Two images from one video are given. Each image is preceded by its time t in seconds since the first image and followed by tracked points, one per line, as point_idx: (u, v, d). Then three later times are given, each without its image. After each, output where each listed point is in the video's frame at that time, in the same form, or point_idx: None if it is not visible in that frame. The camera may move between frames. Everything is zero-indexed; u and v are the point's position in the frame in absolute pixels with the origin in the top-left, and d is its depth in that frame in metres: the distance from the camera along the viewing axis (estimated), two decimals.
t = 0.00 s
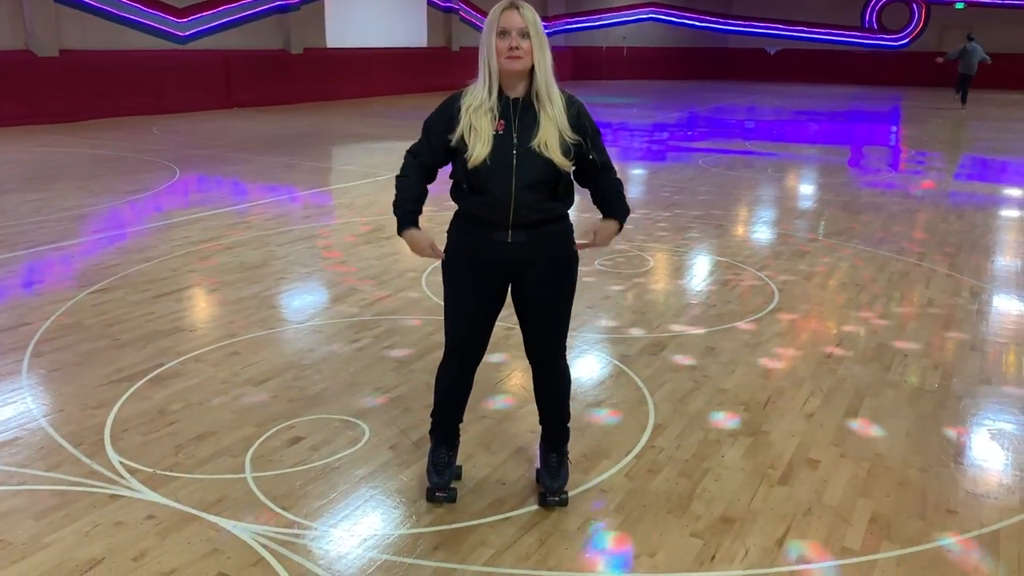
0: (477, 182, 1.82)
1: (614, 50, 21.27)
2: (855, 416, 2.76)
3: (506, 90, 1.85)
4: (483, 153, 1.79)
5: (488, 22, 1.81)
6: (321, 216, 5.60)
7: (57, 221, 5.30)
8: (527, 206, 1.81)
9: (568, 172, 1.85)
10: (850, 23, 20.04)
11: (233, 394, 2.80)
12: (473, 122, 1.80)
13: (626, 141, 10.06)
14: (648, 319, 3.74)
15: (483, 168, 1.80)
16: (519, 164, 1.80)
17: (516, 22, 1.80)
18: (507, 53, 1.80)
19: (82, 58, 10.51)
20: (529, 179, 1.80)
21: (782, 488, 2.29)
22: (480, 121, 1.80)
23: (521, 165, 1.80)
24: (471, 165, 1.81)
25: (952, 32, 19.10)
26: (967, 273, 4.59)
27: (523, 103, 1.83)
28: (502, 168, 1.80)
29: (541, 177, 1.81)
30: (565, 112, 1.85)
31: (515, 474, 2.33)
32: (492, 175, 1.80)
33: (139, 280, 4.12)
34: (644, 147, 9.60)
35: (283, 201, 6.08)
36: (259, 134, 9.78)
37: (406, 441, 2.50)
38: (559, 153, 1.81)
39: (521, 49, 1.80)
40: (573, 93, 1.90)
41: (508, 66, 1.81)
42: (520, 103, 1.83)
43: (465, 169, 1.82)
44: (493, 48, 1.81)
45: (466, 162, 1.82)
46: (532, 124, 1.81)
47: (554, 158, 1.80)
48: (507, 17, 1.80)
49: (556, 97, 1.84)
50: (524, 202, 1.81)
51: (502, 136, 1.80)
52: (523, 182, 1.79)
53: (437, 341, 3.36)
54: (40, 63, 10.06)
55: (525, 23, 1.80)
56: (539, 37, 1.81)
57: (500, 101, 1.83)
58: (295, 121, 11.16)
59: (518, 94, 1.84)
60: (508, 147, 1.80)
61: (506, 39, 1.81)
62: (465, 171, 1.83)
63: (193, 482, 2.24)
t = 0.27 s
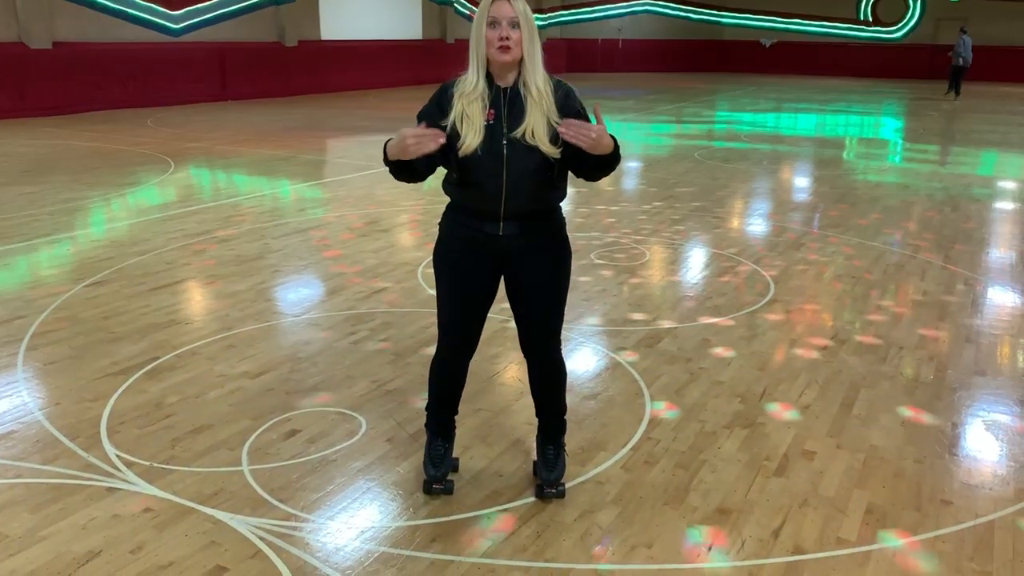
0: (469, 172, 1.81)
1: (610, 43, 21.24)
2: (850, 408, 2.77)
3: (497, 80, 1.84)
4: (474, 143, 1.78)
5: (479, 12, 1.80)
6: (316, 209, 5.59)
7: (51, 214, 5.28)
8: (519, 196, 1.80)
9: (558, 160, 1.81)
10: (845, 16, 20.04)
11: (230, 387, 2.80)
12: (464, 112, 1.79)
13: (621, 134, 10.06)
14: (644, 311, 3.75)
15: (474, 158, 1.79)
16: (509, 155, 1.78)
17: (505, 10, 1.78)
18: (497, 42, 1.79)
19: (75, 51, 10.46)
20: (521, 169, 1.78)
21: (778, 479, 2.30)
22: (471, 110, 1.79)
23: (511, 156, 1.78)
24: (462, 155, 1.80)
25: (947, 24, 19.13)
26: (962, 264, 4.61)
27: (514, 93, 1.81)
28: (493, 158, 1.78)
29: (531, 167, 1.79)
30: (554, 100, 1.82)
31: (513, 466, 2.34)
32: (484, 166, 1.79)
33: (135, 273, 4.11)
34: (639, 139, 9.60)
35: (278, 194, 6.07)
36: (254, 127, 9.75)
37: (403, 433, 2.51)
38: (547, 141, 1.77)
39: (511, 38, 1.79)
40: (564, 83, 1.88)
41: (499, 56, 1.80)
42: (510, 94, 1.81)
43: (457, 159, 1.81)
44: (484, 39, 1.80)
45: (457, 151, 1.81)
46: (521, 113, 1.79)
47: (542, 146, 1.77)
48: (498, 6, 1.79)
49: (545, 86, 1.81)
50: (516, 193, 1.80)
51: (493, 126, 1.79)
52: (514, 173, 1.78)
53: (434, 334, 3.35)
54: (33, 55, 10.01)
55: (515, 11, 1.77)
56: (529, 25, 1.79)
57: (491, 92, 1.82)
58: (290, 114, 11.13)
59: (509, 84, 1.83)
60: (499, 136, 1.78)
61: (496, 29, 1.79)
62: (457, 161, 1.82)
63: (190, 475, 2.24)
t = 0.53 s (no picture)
0: (463, 186, 1.82)
1: (606, 38, 21.22)
2: (846, 402, 2.78)
3: (491, 97, 1.85)
4: (469, 158, 1.79)
5: (473, 29, 1.80)
6: (313, 204, 5.59)
7: (47, 208, 5.26)
8: (514, 209, 1.82)
9: (551, 177, 1.84)
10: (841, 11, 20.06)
11: (227, 382, 2.79)
12: (458, 128, 1.80)
13: (617, 129, 10.05)
14: (641, 306, 3.75)
15: (468, 174, 1.81)
16: (503, 171, 1.80)
17: (500, 28, 1.79)
18: (491, 60, 1.79)
19: (70, 45, 10.41)
20: (515, 184, 1.80)
21: (774, 474, 2.31)
22: (465, 125, 1.79)
23: (506, 171, 1.80)
24: (457, 170, 1.81)
25: (942, 20, 19.16)
26: (957, 259, 4.62)
27: (508, 109, 1.82)
28: (487, 173, 1.80)
29: (526, 183, 1.81)
30: (548, 117, 1.84)
31: (510, 461, 2.34)
32: (478, 180, 1.81)
33: (131, 268, 4.10)
34: (635, 134, 9.60)
35: (274, 189, 6.05)
36: (249, 122, 9.72)
37: (401, 428, 2.51)
38: (541, 159, 1.80)
39: (505, 57, 1.79)
40: (558, 97, 1.89)
41: (493, 74, 1.80)
42: (504, 110, 1.82)
43: (452, 174, 1.82)
44: (478, 55, 1.80)
45: (451, 166, 1.82)
46: (515, 130, 1.80)
47: (536, 164, 1.80)
48: (492, 23, 1.79)
49: (540, 103, 1.83)
50: (511, 206, 1.82)
51: (487, 142, 1.80)
52: (509, 188, 1.80)
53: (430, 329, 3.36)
54: (27, 49, 9.97)
55: (510, 30, 1.79)
56: (523, 43, 1.80)
57: (485, 107, 1.83)
58: (286, 108, 11.10)
59: (503, 101, 1.84)
60: (492, 153, 1.80)
61: (490, 47, 1.80)
62: (451, 177, 1.84)
63: (188, 469, 2.24)
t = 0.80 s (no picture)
0: (461, 188, 1.82)
1: (603, 37, 21.22)
2: (843, 401, 2.79)
3: (489, 98, 1.84)
4: (466, 161, 1.79)
5: (471, 30, 1.79)
6: (310, 203, 5.58)
7: (44, 207, 5.25)
8: (511, 211, 1.82)
9: (547, 179, 1.85)
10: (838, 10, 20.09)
11: (225, 381, 2.79)
12: (456, 130, 1.79)
13: (614, 128, 10.06)
14: (638, 305, 3.76)
15: (465, 177, 1.81)
16: (501, 173, 1.80)
17: (498, 29, 1.79)
18: (489, 61, 1.79)
19: (66, 43, 10.39)
20: (512, 186, 1.80)
21: (772, 472, 2.31)
22: (462, 127, 1.79)
23: (503, 174, 1.80)
24: (455, 172, 1.81)
25: (938, 19, 19.20)
26: (954, 258, 4.63)
27: (505, 111, 1.82)
28: (485, 175, 1.80)
29: (523, 185, 1.81)
30: (546, 119, 1.84)
31: (508, 460, 2.34)
32: (475, 183, 1.81)
33: (128, 266, 4.09)
34: (633, 134, 9.60)
35: (271, 188, 6.05)
36: (246, 120, 9.71)
37: (399, 427, 2.51)
38: (538, 162, 1.80)
39: (503, 58, 1.79)
40: (556, 99, 1.89)
41: (491, 76, 1.80)
42: (502, 111, 1.82)
43: (450, 176, 1.82)
44: (476, 57, 1.80)
45: (449, 169, 1.82)
46: (513, 132, 1.80)
47: (533, 166, 1.80)
48: (490, 24, 1.79)
49: (537, 105, 1.83)
50: (509, 207, 1.82)
51: (485, 144, 1.80)
52: (506, 190, 1.80)
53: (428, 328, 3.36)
54: (24, 47, 9.94)
55: (508, 31, 1.79)
56: (521, 45, 1.81)
57: (483, 109, 1.83)
58: (283, 107, 11.09)
59: (500, 103, 1.84)
60: (490, 155, 1.80)
61: (489, 48, 1.80)
62: (449, 179, 1.83)
63: (186, 468, 2.24)
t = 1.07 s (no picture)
0: (460, 190, 1.83)
1: (600, 38, 21.24)
2: (841, 402, 2.79)
3: (488, 101, 1.85)
4: (466, 163, 1.79)
5: (470, 33, 1.80)
6: (307, 204, 5.58)
7: (41, 208, 5.25)
8: (509, 213, 1.83)
9: (546, 182, 1.85)
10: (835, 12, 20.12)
11: (222, 382, 2.79)
12: (455, 133, 1.80)
13: (612, 129, 10.06)
14: (635, 306, 3.76)
15: (465, 179, 1.81)
16: (500, 176, 1.80)
17: (497, 32, 1.79)
18: (488, 64, 1.80)
19: (63, 44, 10.38)
20: (511, 189, 1.81)
21: (769, 473, 2.32)
22: (461, 130, 1.79)
23: (501, 177, 1.80)
24: (454, 175, 1.81)
25: (935, 21, 19.23)
26: (951, 260, 4.64)
27: (504, 113, 1.82)
28: (483, 178, 1.80)
29: (521, 187, 1.82)
30: (544, 120, 1.84)
31: (505, 461, 2.34)
32: (474, 185, 1.81)
33: (125, 268, 4.09)
34: (630, 135, 9.61)
35: (269, 189, 6.04)
36: (244, 121, 9.70)
37: (396, 428, 2.51)
38: (536, 165, 1.81)
39: (502, 60, 1.80)
40: (554, 101, 1.89)
41: (490, 79, 1.81)
42: (501, 113, 1.83)
43: (449, 179, 1.82)
44: (475, 59, 1.81)
45: (448, 171, 1.82)
46: (511, 135, 1.81)
47: (532, 169, 1.80)
48: (489, 27, 1.79)
49: (536, 107, 1.83)
50: (507, 209, 1.82)
51: (484, 147, 1.80)
52: (504, 192, 1.80)
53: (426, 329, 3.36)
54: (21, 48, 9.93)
55: (507, 34, 1.79)
56: (520, 48, 1.81)
57: (481, 111, 1.83)
58: (280, 108, 11.09)
59: (499, 105, 1.84)
60: (489, 158, 1.80)
61: (488, 51, 1.80)
62: (448, 181, 1.84)
63: (182, 470, 2.23)
